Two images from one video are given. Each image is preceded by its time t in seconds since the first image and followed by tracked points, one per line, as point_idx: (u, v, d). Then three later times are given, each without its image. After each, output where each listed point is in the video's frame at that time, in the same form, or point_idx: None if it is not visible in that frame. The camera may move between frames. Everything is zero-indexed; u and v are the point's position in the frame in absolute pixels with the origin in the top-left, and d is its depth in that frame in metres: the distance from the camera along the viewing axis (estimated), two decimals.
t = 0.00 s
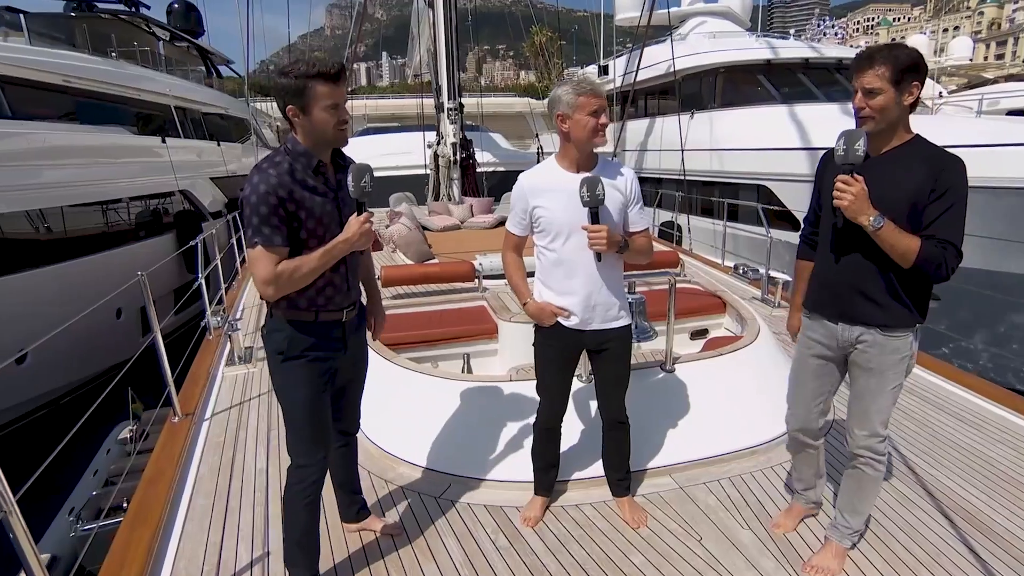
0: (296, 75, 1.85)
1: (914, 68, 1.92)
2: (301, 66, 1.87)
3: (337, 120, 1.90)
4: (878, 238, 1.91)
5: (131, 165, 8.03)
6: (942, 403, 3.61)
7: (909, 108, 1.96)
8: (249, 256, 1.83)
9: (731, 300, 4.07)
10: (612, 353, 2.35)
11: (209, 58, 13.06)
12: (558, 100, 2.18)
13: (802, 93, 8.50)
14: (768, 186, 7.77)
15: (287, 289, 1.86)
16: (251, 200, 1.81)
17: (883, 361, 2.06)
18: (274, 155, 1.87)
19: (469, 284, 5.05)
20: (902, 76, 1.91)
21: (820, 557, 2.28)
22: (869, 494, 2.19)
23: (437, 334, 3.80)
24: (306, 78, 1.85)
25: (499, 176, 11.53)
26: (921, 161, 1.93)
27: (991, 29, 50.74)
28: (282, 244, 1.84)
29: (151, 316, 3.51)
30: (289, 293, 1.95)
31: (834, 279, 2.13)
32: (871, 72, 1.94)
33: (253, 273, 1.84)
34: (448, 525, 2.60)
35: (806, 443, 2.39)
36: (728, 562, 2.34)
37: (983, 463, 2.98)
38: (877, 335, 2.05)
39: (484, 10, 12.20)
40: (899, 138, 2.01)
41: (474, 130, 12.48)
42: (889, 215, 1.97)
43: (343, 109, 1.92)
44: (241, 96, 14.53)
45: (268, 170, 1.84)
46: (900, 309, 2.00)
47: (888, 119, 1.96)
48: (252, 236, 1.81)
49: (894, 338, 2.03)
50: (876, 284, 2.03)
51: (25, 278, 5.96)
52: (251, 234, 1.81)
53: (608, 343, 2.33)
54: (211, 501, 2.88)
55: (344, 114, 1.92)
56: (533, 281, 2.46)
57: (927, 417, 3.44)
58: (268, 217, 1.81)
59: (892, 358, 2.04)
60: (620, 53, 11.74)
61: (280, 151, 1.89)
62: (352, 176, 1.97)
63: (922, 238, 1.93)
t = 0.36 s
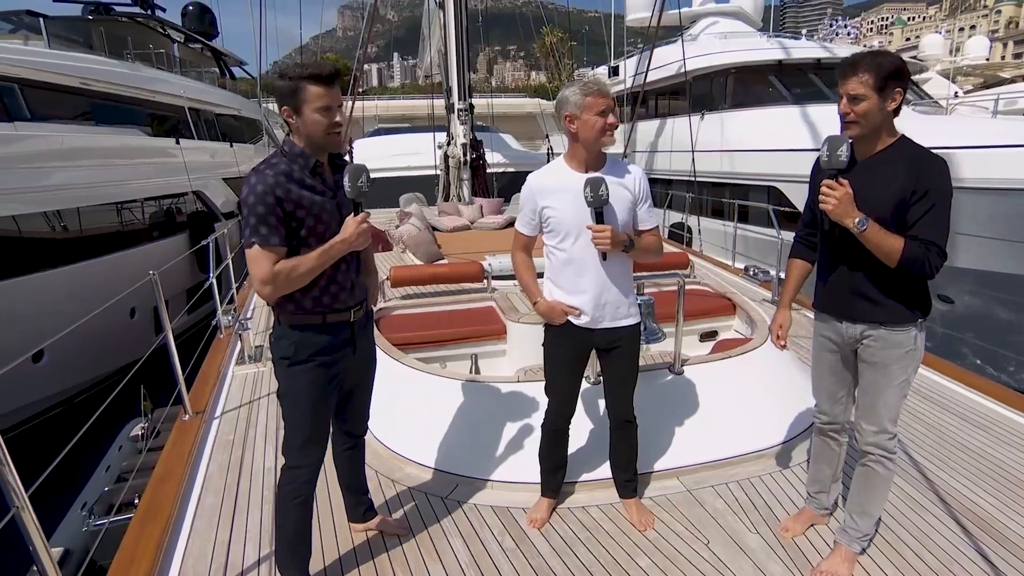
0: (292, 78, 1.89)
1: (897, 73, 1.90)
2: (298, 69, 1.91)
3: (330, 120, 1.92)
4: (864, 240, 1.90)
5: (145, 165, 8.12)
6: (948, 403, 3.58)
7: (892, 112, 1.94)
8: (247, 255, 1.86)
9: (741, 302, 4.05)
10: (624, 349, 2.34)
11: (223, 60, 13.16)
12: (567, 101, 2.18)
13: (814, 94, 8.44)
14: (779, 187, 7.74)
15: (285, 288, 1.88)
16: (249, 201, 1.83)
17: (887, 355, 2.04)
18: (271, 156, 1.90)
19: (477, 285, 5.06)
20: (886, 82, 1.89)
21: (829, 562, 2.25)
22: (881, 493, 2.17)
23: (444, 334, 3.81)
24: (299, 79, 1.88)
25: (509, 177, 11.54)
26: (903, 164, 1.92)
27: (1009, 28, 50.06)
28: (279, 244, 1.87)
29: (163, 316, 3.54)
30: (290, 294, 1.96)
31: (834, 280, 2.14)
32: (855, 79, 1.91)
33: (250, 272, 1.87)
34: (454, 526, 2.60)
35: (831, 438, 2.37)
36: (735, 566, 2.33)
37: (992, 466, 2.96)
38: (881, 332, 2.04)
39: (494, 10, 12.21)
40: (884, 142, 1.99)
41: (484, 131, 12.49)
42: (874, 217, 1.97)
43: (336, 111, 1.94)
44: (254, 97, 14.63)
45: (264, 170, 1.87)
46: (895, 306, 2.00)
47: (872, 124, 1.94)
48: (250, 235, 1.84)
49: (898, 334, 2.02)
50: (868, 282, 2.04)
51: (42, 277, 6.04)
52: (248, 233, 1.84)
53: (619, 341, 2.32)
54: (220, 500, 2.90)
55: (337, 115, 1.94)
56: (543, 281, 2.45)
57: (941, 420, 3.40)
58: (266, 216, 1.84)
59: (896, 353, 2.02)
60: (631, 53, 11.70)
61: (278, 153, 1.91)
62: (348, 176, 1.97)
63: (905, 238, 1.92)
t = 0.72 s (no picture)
0: (269, 73, 1.89)
1: (885, 76, 1.93)
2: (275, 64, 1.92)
3: (312, 116, 1.95)
4: (866, 238, 1.92)
5: (143, 162, 8.12)
6: (941, 401, 3.64)
7: (881, 114, 1.97)
8: (233, 257, 1.87)
9: (738, 301, 4.07)
10: (621, 346, 2.36)
11: (220, 56, 13.13)
12: (568, 100, 2.19)
13: (811, 94, 8.47)
14: (776, 188, 7.78)
15: (271, 290, 1.89)
16: (233, 201, 1.85)
17: (886, 345, 2.07)
18: (254, 156, 1.92)
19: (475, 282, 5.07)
20: (876, 85, 1.91)
21: (826, 559, 2.27)
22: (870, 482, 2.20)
23: (441, 332, 3.82)
24: (278, 75, 1.89)
25: (507, 175, 11.53)
26: (896, 162, 1.95)
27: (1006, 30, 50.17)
28: (264, 245, 1.88)
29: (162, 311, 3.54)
30: (280, 294, 1.97)
31: (831, 278, 2.15)
32: (846, 83, 1.93)
33: (236, 274, 1.88)
34: (451, 521, 2.62)
35: (826, 432, 2.38)
36: (731, 562, 2.34)
37: (984, 464, 2.99)
38: (883, 325, 2.06)
39: (493, 8, 12.20)
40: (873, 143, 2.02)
41: (482, 129, 12.49)
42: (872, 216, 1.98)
43: (318, 105, 1.96)
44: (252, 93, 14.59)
45: (248, 170, 1.89)
46: (894, 299, 2.03)
47: (864, 126, 1.96)
48: (234, 236, 1.85)
49: (898, 325, 2.05)
50: (869, 278, 2.06)
51: (38, 273, 6.03)
52: (233, 235, 1.85)
53: (618, 337, 2.34)
54: (218, 496, 2.90)
55: (318, 110, 1.96)
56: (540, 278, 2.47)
57: (935, 419, 3.43)
58: (249, 216, 1.85)
59: (895, 342, 2.06)
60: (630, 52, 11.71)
61: (261, 153, 1.94)
62: (332, 174, 1.94)
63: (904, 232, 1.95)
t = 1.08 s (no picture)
0: (262, 68, 1.89)
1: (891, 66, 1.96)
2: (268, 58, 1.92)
3: (307, 110, 1.95)
4: (868, 226, 1.94)
5: (131, 156, 8.04)
6: (934, 390, 3.69)
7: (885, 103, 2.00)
8: (230, 254, 1.88)
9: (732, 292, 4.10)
10: (618, 338, 2.38)
11: (209, 50, 13.01)
12: (564, 91, 2.19)
13: (803, 85, 8.49)
14: (768, 179, 7.81)
15: (269, 286, 1.90)
16: (229, 195, 1.85)
17: (886, 338, 2.08)
18: (250, 150, 1.92)
19: (470, 275, 5.07)
20: (882, 74, 1.95)
21: (883, 559, 2.19)
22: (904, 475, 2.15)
23: (437, 325, 3.83)
24: (271, 69, 1.88)
25: (500, 168, 11.51)
26: (900, 151, 1.97)
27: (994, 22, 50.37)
28: (261, 240, 1.88)
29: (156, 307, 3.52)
30: (279, 290, 1.98)
31: (832, 269, 2.16)
32: (855, 70, 1.95)
33: (234, 271, 1.88)
34: (451, 512, 2.63)
35: (821, 422, 2.41)
36: (730, 550, 2.37)
37: (978, 451, 3.04)
38: (881, 316, 2.07)
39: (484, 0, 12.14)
40: (878, 131, 2.04)
41: (475, 122, 12.44)
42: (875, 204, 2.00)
43: (312, 99, 1.96)
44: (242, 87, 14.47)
45: (244, 165, 1.88)
46: (893, 289, 2.04)
47: (870, 114, 1.98)
48: (231, 232, 1.86)
49: (897, 316, 2.06)
50: (870, 268, 2.07)
51: (28, 268, 5.98)
52: (230, 231, 1.86)
53: (614, 328, 2.36)
54: (217, 490, 2.90)
55: (313, 103, 1.97)
56: (537, 269, 2.48)
57: (929, 409, 3.47)
58: (246, 212, 1.85)
59: (894, 335, 2.07)
60: (622, 44, 11.68)
61: (257, 147, 1.93)
62: (329, 169, 1.96)
63: (906, 222, 1.96)
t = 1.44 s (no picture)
0: (258, 64, 1.88)
1: (903, 60, 1.97)
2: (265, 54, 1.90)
3: (303, 106, 1.94)
4: (874, 223, 1.95)
5: (117, 153, 7.95)
6: (932, 389, 3.69)
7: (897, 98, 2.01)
8: (226, 251, 1.87)
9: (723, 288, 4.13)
10: (609, 336, 2.39)
11: (196, 46, 12.89)
12: (557, 88, 2.19)
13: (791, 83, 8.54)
14: (757, 176, 7.86)
15: (264, 283, 1.89)
16: (224, 193, 1.83)
17: (898, 340, 2.06)
18: (245, 147, 1.91)
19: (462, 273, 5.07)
20: (894, 67, 1.96)
21: (876, 553, 2.21)
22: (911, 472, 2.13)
23: (429, 323, 3.82)
24: (267, 65, 1.87)
25: (490, 165, 11.49)
26: (910, 146, 1.97)
27: (977, 20, 50.92)
28: (257, 238, 1.87)
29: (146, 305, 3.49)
30: (274, 287, 1.96)
31: (839, 267, 2.17)
32: (866, 63, 1.96)
33: (229, 267, 1.87)
34: (446, 508, 2.63)
35: (820, 421, 2.43)
36: (724, 543, 2.39)
37: (973, 448, 3.05)
38: (888, 317, 2.06)
39: None
40: (888, 126, 2.04)
41: (464, 119, 12.41)
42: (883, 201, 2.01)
43: (308, 95, 1.95)
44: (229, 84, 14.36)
45: (240, 162, 1.87)
46: (903, 289, 2.02)
47: (880, 109, 1.99)
48: (226, 230, 1.84)
49: (907, 318, 2.04)
50: (878, 267, 2.06)
51: (12, 268, 5.91)
52: (226, 228, 1.84)
53: (606, 326, 2.37)
54: (210, 490, 2.88)
55: (309, 100, 1.96)
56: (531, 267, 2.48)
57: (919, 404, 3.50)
58: (241, 209, 1.84)
59: (906, 336, 2.05)
60: (611, 41, 11.69)
61: (252, 144, 1.92)
62: (326, 166, 1.95)
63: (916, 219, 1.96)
